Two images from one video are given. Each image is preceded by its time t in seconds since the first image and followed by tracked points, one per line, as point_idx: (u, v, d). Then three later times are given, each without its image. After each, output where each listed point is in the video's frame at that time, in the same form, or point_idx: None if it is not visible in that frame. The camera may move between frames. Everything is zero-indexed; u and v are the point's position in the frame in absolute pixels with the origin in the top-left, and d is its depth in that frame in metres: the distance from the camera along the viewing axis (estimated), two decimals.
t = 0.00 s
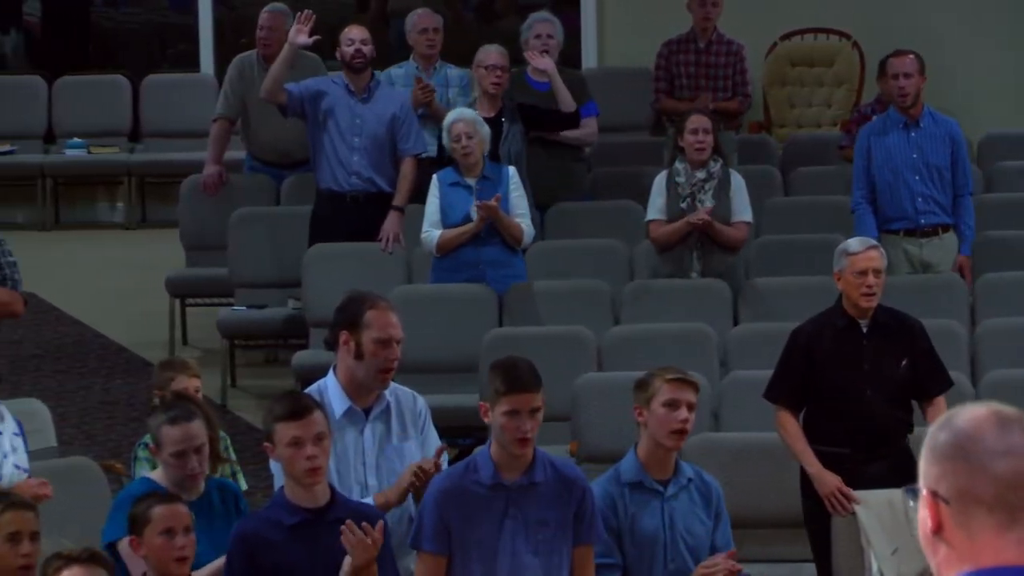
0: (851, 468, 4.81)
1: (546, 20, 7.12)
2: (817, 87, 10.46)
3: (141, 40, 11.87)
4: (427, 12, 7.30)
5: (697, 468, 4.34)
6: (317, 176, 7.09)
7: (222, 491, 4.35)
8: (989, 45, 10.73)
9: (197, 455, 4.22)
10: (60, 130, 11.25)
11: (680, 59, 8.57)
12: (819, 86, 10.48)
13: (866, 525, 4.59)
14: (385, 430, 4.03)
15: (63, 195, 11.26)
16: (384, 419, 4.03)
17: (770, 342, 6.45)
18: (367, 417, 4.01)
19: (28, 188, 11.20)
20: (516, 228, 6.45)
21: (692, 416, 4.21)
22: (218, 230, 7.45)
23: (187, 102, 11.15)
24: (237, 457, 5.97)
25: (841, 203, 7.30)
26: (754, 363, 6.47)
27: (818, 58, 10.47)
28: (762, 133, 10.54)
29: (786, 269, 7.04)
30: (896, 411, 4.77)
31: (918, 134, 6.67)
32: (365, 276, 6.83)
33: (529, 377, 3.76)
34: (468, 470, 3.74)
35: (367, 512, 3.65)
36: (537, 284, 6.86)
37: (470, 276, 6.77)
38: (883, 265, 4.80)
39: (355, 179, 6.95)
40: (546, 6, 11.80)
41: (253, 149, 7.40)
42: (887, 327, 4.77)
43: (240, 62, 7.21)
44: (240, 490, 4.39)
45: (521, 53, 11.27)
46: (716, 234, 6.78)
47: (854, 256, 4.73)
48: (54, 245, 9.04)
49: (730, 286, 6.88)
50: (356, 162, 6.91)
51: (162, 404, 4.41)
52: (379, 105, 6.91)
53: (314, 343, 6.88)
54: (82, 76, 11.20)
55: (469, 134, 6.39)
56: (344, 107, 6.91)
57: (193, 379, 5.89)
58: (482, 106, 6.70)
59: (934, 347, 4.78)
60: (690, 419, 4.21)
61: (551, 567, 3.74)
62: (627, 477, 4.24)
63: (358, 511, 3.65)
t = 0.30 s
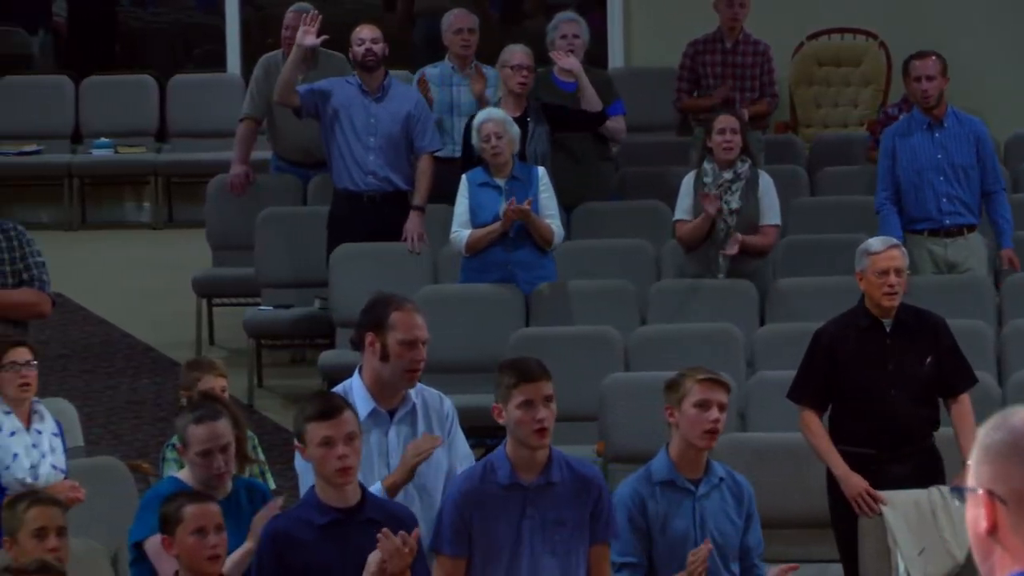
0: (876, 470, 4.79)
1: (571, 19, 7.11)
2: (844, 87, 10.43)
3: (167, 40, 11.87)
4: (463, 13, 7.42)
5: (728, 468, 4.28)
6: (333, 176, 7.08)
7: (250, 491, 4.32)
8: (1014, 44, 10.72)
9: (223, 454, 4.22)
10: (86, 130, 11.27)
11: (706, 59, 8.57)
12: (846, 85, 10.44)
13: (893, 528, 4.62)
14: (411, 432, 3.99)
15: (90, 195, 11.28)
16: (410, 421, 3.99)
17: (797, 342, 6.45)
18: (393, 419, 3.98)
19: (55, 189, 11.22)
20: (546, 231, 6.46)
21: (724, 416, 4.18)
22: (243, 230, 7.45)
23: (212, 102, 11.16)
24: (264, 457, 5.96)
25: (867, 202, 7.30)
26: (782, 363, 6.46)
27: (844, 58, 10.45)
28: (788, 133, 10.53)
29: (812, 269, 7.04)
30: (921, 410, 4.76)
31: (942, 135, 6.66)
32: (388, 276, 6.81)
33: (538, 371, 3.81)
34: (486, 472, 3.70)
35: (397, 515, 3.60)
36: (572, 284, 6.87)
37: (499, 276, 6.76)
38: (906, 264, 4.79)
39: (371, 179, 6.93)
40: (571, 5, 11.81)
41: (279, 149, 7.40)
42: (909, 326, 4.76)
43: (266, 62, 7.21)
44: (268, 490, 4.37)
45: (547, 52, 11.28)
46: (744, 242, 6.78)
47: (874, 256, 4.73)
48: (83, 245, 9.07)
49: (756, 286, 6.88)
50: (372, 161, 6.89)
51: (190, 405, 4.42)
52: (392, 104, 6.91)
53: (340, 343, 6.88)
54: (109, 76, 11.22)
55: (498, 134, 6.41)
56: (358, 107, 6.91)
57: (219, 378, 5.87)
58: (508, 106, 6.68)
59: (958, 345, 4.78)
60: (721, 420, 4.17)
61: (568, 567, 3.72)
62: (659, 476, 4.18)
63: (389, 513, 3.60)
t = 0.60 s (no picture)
0: (907, 470, 4.76)
1: (601, 19, 7.12)
2: (875, 87, 10.49)
3: (198, 40, 12.07)
4: (497, 13, 7.36)
5: (760, 468, 4.18)
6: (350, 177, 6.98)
7: (278, 489, 4.02)
8: None
9: (251, 452, 3.88)
10: (117, 130, 11.30)
11: (737, 59, 8.59)
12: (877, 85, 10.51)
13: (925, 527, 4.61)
14: (440, 430, 4.02)
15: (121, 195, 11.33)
16: (439, 420, 4.02)
17: (829, 342, 6.44)
18: (423, 418, 4.00)
19: (87, 188, 11.29)
20: (576, 229, 6.44)
21: (754, 417, 4.08)
22: (274, 230, 7.47)
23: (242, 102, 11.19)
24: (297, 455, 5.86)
25: (899, 202, 7.30)
26: (815, 363, 6.46)
27: (877, 58, 10.47)
28: (819, 133, 10.57)
29: (843, 269, 7.04)
30: (955, 411, 4.73)
31: (972, 135, 6.63)
32: (419, 277, 6.81)
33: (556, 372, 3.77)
34: (506, 475, 3.74)
35: (434, 512, 3.64)
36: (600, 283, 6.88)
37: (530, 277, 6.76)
38: (939, 267, 4.72)
39: (390, 179, 6.84)
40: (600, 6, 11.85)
41: (311, 150, 7.41)
42: (943, 327, 4.75)
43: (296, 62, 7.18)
44: (298, 488, 4.08)
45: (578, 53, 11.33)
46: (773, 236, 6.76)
47: (906, 259, 4.68)
48: (117, 247, 9.11)
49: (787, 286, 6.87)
50: (389, 162, 6.80)
51: (213, 401, 4.07)
52: (409, 104, 6.81)
53: (370, 343, 6.88)
54: (140, 76, 11.26)
55: (529, 134, 6.38)
56: (374, 109, 6.81)
57: (250, 378, 5.54)
58: (539, 105, 6.72)
59: (991, 344, 4.77)
60: (753, 420, 4.07)
61: (591, 565, 3.76)
62: (691, 475, 4.09)
63: (427, 511, 3.64)
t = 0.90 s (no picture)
0: (939, 470, 4.73)
1: (633, 19, 7.16)
2: (905, 87, 10.50)
3: (228, 40, 12.09)
4: (530, 13, 7.49)
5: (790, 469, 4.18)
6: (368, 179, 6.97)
7: (305, 488, 3.99)
8: None
9: (279, 451, 3.87)
10: (147, 130, 11.30)
11: (767, 60, 8.61)
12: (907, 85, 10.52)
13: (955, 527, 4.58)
14: (470, 431, 4.03)
15: (151, 195, 11.36)
16: (469, 420, 4.02)
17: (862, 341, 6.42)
18: (452, 418, 4.02)
19: (117, 188, 11.32)
20: (605, 228, 6.42)
21: (782, 415, 4.09)
22: (304, 230, 7.48)
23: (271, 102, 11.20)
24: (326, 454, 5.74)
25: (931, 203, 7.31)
26: (846, 363, 6.45)
27: (907, 58, 10.48)
28: (850, 133, 10.58)
29: (873, 269, 7.03)
30: (990, 411, 4.71)
31: (1005, 135, 6.62)
32: (448, 277, 6.81)
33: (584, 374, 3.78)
34: (533, 476, 3.74)
35: (467, 513, 3.64)
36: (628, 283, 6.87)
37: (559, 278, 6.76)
38: (974, 269, 4.66)
39: (410, 180, 6.82)
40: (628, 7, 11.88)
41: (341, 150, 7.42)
42: (978, 329, 4.71)
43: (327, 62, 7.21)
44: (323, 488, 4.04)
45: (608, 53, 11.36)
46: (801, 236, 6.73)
47: (943, 260, 4.61)
48: (150, 248, 9.13)
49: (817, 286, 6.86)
50: (410, 163, 6.79)
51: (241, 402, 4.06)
52: (429, 105, 6.82)
53: (399, 342, 6.87)
54: (170, 77, 11.27)
55: (558, 134, 6.37)
56: (393, 110, 6.80)
57: (285, 377, 5.36)
58: (576, 105, 6.74)
59: None
60: (781, 418, 4.07)
61: (614, 564, 3.78)
62: (720, 475, 4.11)
63: (465, 511, 3.64)
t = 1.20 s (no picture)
0: (977, 468, 4.71)
1: (662, 18, 7.10)
2: (936, 87, 10.52)
3: (259, 40, 12.11)
4: (554, 14, 7.49)
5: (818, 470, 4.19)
6: (394, 180, 6.96)
7: (332, 487, 3.98)
8: None
9: (307, 450, 3.86)
10: (177, 130, 11.32)
11: (797, 60, 8.66)
12: (937, 86, 10.54)
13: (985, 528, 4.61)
14: (499, 431, 4.04)
15: (182, 194, 11.41)
16: (498, 420, 4.03)
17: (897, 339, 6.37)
18: (482, 417, 4.01)
19: (146, 188, 11.35)
20: (632, 228, 6.43)
21: (811, 415, 4.10)
22: (334, 229, 7.50)
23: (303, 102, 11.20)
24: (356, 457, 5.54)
25: (962, 202, 7.31)
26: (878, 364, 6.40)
27: (937, 58, 10.49)
28: (879, 133, 10.58)
29: (904, 268, 7.03)
30: None
31: None
32: (476, 277, 6.79)
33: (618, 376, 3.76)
34: (564, 477, 3.73)
35: (502, 512, 3.61)
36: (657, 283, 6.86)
37: (587, 278, 6.73)
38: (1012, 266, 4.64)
39: (438, 181, 6.83)
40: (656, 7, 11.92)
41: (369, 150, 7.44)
42: (1017, 327, 4.70)
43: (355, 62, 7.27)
44: (350, 486, 4.04)
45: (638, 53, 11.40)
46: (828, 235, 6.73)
47: (980, 257, 4.60)
48: (181, 248, 9.16)
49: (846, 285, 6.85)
50: (438, 163, 6.80)
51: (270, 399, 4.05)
52: (454, 105, 6.83)
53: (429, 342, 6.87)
54: (199, 77, 11.28)
55: (586, 134, 6.36)
56: (419, 110, 6.80)
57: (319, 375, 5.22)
58: (615, 105, 6.89)
59: None
60: (809, 419, 4.08)
61: (640, 563, 3.78)
62: (748, 476, 4.11)
63: (500, 510, 3.61)
